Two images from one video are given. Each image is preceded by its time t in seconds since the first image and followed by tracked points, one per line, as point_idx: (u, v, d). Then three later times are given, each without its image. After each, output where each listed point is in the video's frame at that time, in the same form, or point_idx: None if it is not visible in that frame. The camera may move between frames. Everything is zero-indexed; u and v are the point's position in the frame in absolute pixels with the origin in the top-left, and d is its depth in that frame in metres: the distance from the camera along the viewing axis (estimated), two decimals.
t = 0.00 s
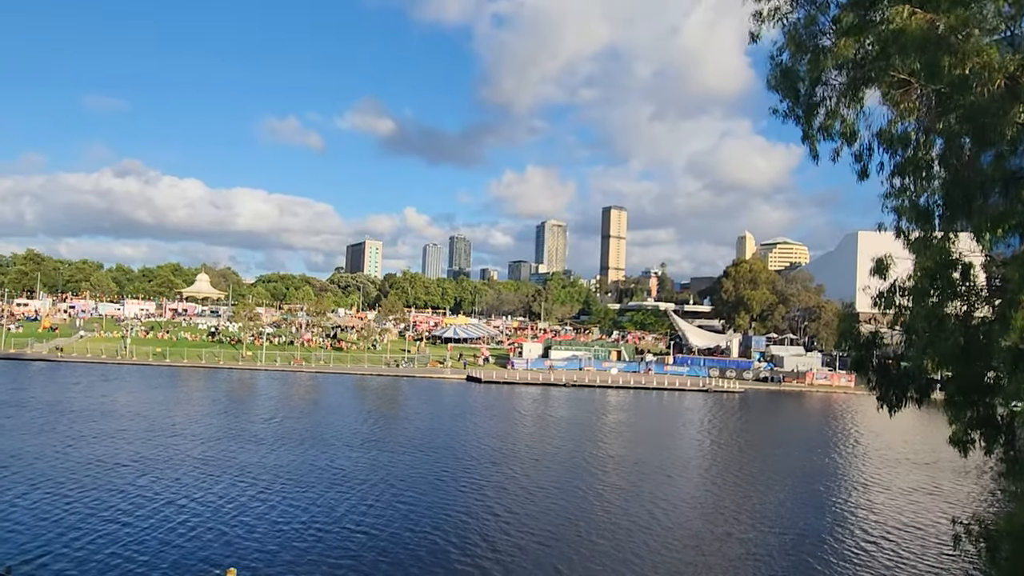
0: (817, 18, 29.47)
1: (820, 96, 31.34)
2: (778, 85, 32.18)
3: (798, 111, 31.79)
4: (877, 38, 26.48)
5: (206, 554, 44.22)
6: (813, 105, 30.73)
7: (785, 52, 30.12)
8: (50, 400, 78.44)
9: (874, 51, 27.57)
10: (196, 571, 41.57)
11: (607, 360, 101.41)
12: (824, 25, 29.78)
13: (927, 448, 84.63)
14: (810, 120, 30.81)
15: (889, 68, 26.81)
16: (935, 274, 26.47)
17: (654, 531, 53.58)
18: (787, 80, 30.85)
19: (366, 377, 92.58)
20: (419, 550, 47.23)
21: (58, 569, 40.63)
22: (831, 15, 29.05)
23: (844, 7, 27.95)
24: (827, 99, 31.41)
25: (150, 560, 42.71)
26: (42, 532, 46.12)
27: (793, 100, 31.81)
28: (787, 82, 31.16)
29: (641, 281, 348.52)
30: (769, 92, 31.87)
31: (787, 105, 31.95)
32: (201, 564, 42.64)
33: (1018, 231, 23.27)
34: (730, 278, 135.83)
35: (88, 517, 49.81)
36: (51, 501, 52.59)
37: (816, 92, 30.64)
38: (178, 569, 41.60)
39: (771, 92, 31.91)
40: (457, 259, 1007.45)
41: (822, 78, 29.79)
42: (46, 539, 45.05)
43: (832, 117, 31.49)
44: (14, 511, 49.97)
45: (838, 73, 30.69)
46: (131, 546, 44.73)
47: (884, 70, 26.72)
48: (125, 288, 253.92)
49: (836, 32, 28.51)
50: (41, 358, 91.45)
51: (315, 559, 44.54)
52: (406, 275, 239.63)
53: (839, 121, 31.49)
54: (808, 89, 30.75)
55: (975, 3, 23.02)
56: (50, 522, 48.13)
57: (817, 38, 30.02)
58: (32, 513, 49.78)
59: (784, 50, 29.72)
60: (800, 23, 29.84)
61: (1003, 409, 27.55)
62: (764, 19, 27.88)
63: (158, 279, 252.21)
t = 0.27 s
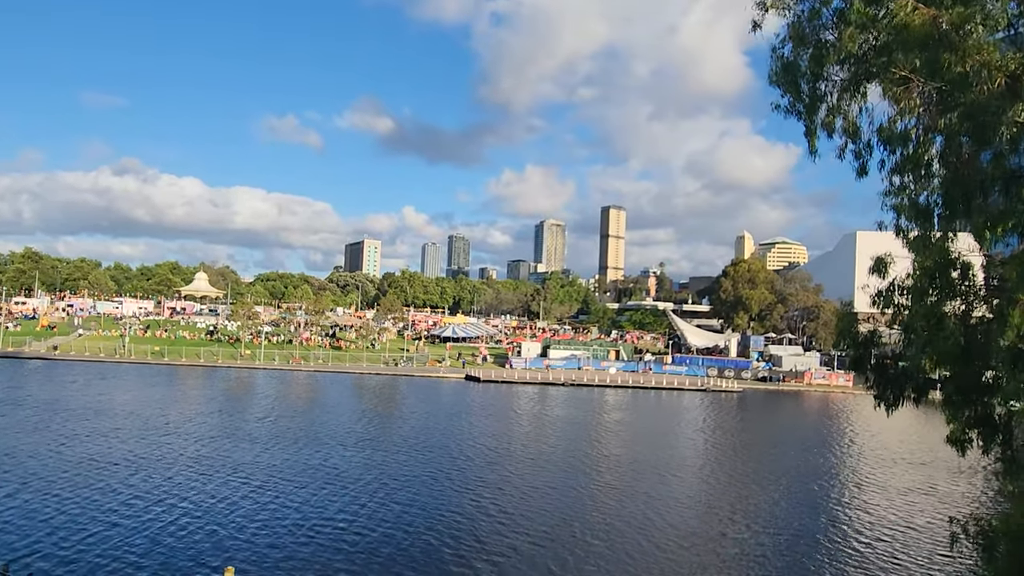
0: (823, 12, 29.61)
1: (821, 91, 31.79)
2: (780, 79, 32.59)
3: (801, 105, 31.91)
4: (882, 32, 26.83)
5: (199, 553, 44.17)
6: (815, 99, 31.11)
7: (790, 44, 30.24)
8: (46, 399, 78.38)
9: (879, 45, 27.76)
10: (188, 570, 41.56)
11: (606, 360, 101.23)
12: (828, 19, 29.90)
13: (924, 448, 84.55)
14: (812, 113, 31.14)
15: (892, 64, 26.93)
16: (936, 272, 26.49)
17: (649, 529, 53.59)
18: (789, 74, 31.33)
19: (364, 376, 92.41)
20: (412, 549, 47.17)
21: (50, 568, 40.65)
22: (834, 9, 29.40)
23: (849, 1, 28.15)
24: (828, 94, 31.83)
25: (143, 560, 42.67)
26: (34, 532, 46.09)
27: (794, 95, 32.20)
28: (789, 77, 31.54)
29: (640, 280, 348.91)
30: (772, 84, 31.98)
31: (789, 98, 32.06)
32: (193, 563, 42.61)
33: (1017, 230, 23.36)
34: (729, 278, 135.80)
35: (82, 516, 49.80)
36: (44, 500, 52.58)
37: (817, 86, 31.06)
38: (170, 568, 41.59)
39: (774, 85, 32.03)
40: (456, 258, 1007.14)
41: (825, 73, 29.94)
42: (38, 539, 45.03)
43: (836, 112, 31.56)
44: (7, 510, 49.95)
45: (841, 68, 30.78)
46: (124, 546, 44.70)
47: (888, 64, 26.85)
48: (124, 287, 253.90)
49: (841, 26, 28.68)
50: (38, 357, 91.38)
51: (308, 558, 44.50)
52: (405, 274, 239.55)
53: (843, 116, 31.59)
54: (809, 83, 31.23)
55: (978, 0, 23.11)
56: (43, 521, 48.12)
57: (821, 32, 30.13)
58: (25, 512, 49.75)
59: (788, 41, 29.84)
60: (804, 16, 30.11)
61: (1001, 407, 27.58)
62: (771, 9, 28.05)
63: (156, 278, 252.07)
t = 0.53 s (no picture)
0: (824, 7, 29.68)
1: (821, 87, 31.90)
2: (780, 74, 32.67)
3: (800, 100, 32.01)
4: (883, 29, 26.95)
5: (194, 553, 44.09)
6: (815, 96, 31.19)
7: (791, 39, 30.33)
8: (43, 397, 78.30)
9: (880, 43, 27.88)
10: (181, 570, 41.51)
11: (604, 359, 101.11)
12: (829, 15, 29.98)
13: (921, 448, 84.57)
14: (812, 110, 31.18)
15: (893, 62, 27.08)
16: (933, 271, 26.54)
17: (644, 529, 53.55)
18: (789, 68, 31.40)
19: (362, 375, 92.24)
20: (407, 549, 47.10)
21: (43, 567, 40.63)
22: (836, 4, 29.46)
23: None
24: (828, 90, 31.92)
25: (137, 559, 42.58)
26: (27, 531, 46.05)
27: (794, 90, 32.30)
28: (789, 72, 31.56)
29: (639, 278, 348.89)
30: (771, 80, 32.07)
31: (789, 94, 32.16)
32: (187, 563, 42.57)
33: (1015, 229, 23.41)
34: (727, 276, 135.76)
35: (78, 515, 49.76)
36: (39, 499, 52.54)
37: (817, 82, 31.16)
38: (163, 568, 41.55)
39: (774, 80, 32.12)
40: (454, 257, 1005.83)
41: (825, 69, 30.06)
42: (32, 538, 45.00)
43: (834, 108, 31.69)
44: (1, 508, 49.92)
45: (840, 65, 30.89)
46: (119, 545, 44.65)
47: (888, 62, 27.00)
48: (122, 284, 253.71)
49: (841, 23, 28.79)
50: (36, 354, 91.28)
51: (303, 558, 44.45)
52: (403, 273, 239.50)
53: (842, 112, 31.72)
54: (809, 78, 31.33)
55: None
56: (37, 520, 48.07)
57: (821, 28, 30.19)
58: (20, 510, 49.70)
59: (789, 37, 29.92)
60: (805, 11, 30.08)
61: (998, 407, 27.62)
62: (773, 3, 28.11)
63: (156, 276, 251.93)
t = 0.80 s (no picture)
0: (824, 5, 29.64)
1: (820, 85, 31.87)
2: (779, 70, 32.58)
3: (799, 98, 31.96)
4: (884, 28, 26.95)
5: (193, 551, 44.15)
6: (815, 94, 31.14)
7: (791, 37, 30.26)
8: (42, 395, 78.17)
9: (880, 41, 27.90)
10: (180, 568, 41.44)
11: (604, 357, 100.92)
12: (830, 12, 29.93)
13: (920, 447, 84.63)
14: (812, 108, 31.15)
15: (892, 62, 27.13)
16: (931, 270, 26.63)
17: (642, 528, 53.58)
18: (789, 66, 31.49)
19: (361, 374, 92.07)
20: (407, 548, 47.04)
21: (41, 565, 40.55)
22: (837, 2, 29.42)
23: None
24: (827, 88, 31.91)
25: (136, 557, 42.62)
26: (26, 529, 45.99)
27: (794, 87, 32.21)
28: (789, 69, 31.49)
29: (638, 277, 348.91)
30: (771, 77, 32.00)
31: (788, 91, 32.12)
32: (185, 561, 42.49)
33: (1014, 229, 23.50)
34: (726, 275, 135.99)
35: (76, 513, 49.78)
36: (38, 497, 52.47)
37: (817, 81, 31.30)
38: (162, 566, 41.48)
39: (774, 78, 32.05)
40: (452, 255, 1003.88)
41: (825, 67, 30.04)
42: (30, 536, 44.93)
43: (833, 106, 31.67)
44: None
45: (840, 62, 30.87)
46: (117, 543, 44.59)
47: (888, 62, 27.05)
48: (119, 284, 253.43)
49: (842, 21, 28.79)
50: (35, 352, 91.13)
51: (302, 557, 44.38)
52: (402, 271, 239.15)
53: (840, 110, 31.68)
54: (809, 76, 31.29)
55: None
56: (35, 518, 47.99)
57: (821, 25, 30.13)
58: (18, 509, 49.63)
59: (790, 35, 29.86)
60: (805, 9, 29.93)
61: (996, 406, 27.74)
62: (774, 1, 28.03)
63: (156, 275, 251.71)
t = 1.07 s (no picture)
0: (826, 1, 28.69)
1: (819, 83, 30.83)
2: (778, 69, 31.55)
3: (799, 97, 30.93)
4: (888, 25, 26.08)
5: (188, 551, 43.56)
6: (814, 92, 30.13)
7: (791, 35, 29.33)
8: (38, 394, 77.53)
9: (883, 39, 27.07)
10: (175, 570, 40.83)
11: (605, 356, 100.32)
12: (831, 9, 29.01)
13: (923, 447, 83.97)
14: (811, 107, 30.21)
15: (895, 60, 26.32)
16: (933, 269, 25.88)
17: (641, 529, 53.02)
18: (790, 66, 29.78)
19: (360, 373, 91.44)
20: (405, 549, 46.43)
21: (35, 566, 39.94)
22: None
23: None
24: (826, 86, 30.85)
25: (130, 557, 42.10)
26: (20, 529, 45.39)
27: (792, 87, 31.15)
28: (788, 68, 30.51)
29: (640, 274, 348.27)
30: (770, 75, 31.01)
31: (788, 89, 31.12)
32: (181, 563, 41.90)
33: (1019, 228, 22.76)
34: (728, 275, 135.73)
35: (70, 512, 49.25)
36: (33, 498, 51.87)
37: (820, 80, 29.68)
38: (158, 567, 40.88)
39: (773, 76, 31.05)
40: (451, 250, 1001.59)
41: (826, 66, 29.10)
42: (25, 536, 44.34)
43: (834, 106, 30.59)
44: None
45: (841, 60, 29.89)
46: (113, 544, 44.00)
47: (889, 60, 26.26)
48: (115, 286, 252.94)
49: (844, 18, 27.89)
50: (31, 351, 90.48)
51: (299, 558, 43.80)
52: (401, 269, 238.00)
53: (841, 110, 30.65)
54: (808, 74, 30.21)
55: None
56: (30, 519, 47.40)
57: (822, 23, 29.23)
58: (13, 509, 49.02)
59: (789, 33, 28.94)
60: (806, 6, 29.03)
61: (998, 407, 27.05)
62: None
63: (152, 272, 250.86)
